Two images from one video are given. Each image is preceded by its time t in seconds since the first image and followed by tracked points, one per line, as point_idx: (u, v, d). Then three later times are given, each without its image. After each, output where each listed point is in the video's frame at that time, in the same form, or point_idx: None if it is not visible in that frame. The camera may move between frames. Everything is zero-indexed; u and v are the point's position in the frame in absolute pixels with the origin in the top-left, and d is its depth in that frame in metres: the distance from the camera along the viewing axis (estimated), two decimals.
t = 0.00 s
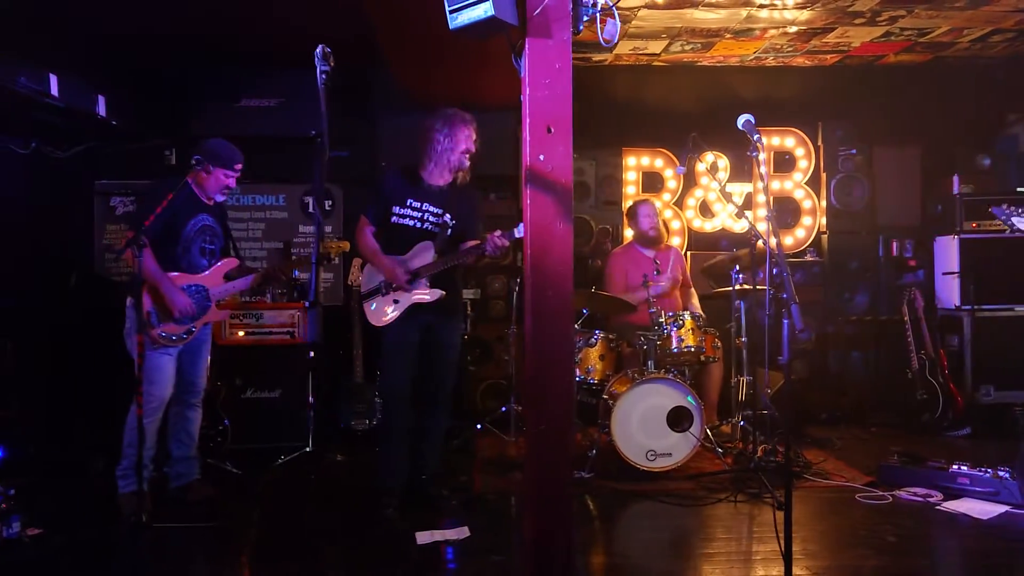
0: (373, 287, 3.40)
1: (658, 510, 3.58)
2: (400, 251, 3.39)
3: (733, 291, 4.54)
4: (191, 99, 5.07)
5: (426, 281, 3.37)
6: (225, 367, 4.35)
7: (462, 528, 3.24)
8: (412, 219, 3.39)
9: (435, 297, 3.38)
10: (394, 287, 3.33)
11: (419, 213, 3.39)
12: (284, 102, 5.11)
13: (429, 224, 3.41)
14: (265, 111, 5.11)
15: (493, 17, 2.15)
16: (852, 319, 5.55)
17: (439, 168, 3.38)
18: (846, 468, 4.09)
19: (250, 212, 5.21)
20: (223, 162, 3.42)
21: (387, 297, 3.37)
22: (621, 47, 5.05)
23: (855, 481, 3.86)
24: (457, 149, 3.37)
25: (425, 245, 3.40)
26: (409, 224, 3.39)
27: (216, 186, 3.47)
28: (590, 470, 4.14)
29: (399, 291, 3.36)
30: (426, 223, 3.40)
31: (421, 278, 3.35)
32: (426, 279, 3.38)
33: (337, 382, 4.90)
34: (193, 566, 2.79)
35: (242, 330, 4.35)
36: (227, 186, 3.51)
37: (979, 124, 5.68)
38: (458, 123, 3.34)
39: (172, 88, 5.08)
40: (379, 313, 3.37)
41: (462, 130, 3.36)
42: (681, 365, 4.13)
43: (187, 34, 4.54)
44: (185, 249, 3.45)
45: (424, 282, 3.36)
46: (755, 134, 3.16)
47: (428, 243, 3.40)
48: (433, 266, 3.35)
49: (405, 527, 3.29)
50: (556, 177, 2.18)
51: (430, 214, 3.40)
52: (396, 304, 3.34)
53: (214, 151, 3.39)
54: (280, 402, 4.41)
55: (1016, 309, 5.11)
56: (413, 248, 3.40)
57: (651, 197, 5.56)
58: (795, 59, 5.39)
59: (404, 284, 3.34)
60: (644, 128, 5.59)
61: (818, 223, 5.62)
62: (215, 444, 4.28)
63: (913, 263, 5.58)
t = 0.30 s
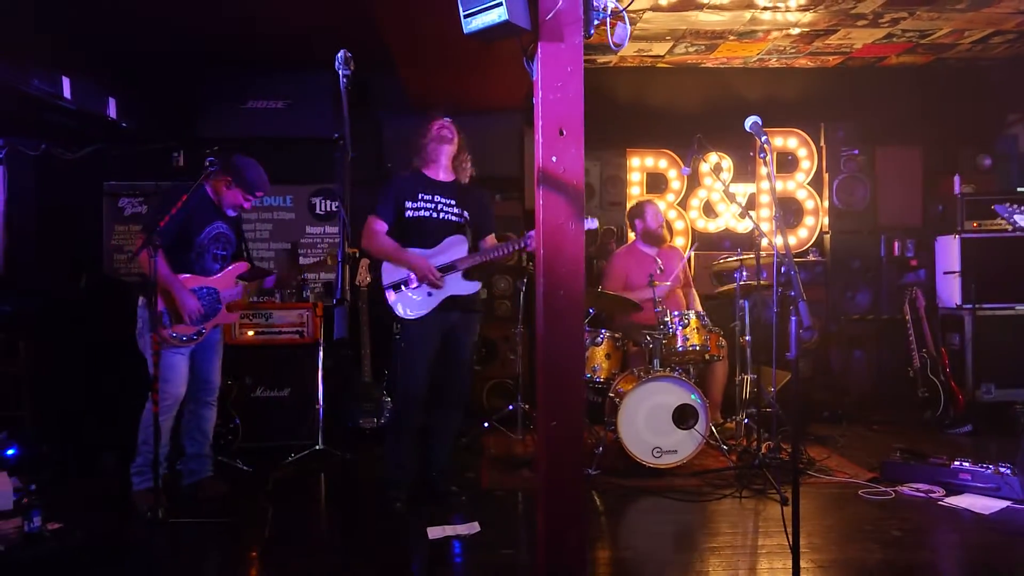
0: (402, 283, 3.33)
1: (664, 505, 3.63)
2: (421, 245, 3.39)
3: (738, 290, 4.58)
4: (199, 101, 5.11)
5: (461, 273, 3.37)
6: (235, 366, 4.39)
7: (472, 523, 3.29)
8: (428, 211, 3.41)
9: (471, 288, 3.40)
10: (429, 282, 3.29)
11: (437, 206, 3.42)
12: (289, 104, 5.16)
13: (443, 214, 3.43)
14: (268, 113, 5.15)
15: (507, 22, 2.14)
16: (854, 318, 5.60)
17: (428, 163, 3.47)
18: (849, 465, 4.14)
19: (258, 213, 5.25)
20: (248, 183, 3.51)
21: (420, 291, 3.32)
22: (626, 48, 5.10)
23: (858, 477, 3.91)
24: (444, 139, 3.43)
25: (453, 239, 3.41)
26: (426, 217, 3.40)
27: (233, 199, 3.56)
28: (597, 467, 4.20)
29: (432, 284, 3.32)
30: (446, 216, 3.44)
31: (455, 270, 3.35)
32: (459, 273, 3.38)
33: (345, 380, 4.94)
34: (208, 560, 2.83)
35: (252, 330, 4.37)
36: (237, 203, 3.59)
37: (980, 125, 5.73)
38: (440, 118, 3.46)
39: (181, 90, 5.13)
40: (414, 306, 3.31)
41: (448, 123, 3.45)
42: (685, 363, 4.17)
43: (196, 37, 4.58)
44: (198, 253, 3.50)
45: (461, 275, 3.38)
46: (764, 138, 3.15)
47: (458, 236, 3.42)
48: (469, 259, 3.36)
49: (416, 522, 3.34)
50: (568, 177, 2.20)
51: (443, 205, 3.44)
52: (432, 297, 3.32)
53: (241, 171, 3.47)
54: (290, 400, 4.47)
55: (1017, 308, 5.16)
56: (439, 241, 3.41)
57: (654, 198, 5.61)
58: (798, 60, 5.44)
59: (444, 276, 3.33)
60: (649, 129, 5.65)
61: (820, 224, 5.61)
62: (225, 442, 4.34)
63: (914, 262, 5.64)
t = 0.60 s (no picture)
0: (404, 285, 3.34)
1: (651, 503, 3.69)
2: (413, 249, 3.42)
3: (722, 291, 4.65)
4: (189, 102, 5.12)
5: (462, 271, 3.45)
6: (226, 367, 4.42)
7: (463, 522, 3.33)
8: (417, 217, 3.45)
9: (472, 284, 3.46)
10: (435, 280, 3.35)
11: (425, 212, 3.48)
12: (279, 107, 5.17)
13: (430, 219, 3.49)
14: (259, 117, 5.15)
15: (497, 32, 2.18)
16: (837, 319, 5.69)
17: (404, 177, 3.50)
18: (831, 463, 4.23)
19: (247, 216, 5.26)
20: (241, 189, 3.53)
21: (426, 290, 3.36)
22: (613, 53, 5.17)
23: (839, 474, 4.00)
24: (417, 149, 3.49)
25: (447, 237, 3.48)
26: (416, 222, 3.44)
27: (226, 204, 3.57)
28: (585, 465, 4.26)
29: (437, 283, 3.38)
30: (434, 221, 3.49)
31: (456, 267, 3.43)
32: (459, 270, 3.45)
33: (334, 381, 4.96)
34: (203, 560, 2.86)
35: (243, 330, 4.38)
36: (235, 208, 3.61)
37: (959, 129, 5.86)
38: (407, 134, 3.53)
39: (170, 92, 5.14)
40: (422, 308, 3.33)
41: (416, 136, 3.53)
42: (671, 363, 4.24)
43: (187, 40, 4.60)
44: (190, 255, 3.52)
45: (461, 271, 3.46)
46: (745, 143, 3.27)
47: (450, 235, 3.49)
48: (466, 255, 3.45)
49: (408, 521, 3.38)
50: (556, 182, 2.23)
51: (428, 211, 3.49)
52: (438, 296, 3.36)
53: (235, 176, 3.50)
54: (280, 400, 4.49)
55: (995, 308, 5.27)
56: (433, 242, 3.46)
57: (640, 200, 5.67)
58: (781, 66, 5.54)
59: (448, 274, 3.39)
60: (635, 133, 5.73)
61: (803, 225, 5.74)
62: (216, 443, 4.39)
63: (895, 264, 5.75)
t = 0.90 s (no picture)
0: (365, 286, 3.40)
1: (625, 497, 3.79)
2: (378, 249, 3.47)
3: (694, 292, 4.76)
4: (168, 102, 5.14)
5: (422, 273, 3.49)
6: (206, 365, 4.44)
7: (441, 517, 3.40)
8: (386, 218, 3.49)
9: (432, 287, 3.52)
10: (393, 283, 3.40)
11: (394, 213, 3.52)
12: (260, 107, 5.30)
13: (397, 219, 3.52)
14: (242, 116, 5.27)
15: (476, 39, 2.25)
16: (806, 318, 5.88)
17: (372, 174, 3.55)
18: (798, 458, 4.37)
19: (225, 215, 5.27)
20: (212, 175, 3.56)
21: (385, 293, 3.41)
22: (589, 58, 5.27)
23: (806, 469, 4.14)
24: (389, 147, 3.49)
25: (410, 239, 3.52)
26: (382, 222, 3.48)
27: (202, 194, 3.61)
28: (561, 462, 4.35)
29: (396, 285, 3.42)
30: (401, 221, 3.54)
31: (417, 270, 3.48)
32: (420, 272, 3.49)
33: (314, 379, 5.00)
34: (184, 555, 2.90)
35: (223, 330, 4.39)
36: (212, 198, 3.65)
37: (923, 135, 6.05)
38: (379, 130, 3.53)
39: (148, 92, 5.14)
40: (380, 311, 3.38)
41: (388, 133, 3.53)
42: (645, 361, 4.34)
43: (166, 41, 4.61)
44: (170, 248, 3.53)
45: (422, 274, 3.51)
46: (713, 149, 3.41)
47: (413, 237, 3.53)
48: (427, 258, 3.48)
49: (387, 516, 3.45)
50: (533, 186, 2.30)
51: (396, 211, 3.53)
52: (397, 299, 3.41)
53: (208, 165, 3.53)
54: (260, 398, 4.53)
55: (959, 308, 5.42)
56: (396, 244, 3.50)
57: (616, 203, 5.79)
58: (753, 72, 5.68)
59: (407, 277, 3.44)
60: (611, 137, 5.84)
61: (775, 228, 5.91)
62: (198, 440, 4.37)
63: (862, 266, 5.93)
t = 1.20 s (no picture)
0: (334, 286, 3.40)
1: (600, 492, 3.86)
2: (350, 249, 3.48)
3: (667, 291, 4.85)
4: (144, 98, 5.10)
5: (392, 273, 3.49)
6: (183, 362, 4.43)
7: (420, 511, 3.45)
8: (358, 217, 3.52)
9: (402, 287, 3.51)
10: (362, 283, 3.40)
11: (365, 212, 3.54)
12: (238, 106, 5.21)
13: (368, 219, 3.55)
14: (217, 114, 5.17)
15: (456, 44, 2.30)
16: (776, 317, 6.04)
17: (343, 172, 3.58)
18: (768, 453, 4.48)
19: (201, 212, 5.25)
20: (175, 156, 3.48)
21: (353, 293, 3.40)
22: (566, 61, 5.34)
23: (774, 464, 4.24)
24: (367, 147, 3.54)
25: (381, 239, 3.53)
26: (354, 222, 3.50)
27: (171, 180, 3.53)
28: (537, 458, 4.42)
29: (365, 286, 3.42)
30: (372, 221, 3.56)
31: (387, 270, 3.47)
32: (389, 272, 3.49)
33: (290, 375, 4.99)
34: (164, 552, 2.91)
35: (200, 327, 4.35)
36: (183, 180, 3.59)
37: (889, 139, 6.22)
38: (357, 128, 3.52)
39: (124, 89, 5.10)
40: (349, 312, 3.39)
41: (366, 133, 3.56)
42: (619, 359, 4.42)
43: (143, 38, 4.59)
44: (144, 243, 3.50)
45: (391, 274, 3.50)
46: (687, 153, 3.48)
47: (383, 237, 3.53)
48: (396, 259, 3.47)
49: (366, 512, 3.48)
50: (511, 187, 2.35)
51: (367, 211, 3.56)
52: (366, 299, 3.42)
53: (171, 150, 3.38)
54: (236, 396, 4.52)
55: (922, 308, 5.58)
56: (367, 244, 3.51)
57: (591, 203, 5.89)
58: (725, 76, 5.80)
59: (377, 278, 3.43)
60: (587, 138, 5.92)
61: (746, 229, 6.05)
62: (175, 437, 4.35)
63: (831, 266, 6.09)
